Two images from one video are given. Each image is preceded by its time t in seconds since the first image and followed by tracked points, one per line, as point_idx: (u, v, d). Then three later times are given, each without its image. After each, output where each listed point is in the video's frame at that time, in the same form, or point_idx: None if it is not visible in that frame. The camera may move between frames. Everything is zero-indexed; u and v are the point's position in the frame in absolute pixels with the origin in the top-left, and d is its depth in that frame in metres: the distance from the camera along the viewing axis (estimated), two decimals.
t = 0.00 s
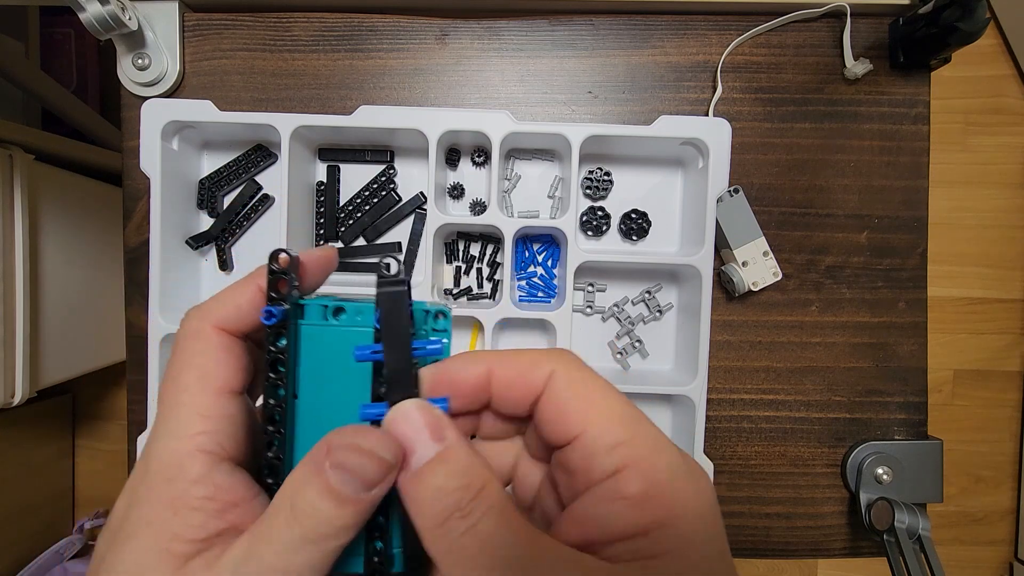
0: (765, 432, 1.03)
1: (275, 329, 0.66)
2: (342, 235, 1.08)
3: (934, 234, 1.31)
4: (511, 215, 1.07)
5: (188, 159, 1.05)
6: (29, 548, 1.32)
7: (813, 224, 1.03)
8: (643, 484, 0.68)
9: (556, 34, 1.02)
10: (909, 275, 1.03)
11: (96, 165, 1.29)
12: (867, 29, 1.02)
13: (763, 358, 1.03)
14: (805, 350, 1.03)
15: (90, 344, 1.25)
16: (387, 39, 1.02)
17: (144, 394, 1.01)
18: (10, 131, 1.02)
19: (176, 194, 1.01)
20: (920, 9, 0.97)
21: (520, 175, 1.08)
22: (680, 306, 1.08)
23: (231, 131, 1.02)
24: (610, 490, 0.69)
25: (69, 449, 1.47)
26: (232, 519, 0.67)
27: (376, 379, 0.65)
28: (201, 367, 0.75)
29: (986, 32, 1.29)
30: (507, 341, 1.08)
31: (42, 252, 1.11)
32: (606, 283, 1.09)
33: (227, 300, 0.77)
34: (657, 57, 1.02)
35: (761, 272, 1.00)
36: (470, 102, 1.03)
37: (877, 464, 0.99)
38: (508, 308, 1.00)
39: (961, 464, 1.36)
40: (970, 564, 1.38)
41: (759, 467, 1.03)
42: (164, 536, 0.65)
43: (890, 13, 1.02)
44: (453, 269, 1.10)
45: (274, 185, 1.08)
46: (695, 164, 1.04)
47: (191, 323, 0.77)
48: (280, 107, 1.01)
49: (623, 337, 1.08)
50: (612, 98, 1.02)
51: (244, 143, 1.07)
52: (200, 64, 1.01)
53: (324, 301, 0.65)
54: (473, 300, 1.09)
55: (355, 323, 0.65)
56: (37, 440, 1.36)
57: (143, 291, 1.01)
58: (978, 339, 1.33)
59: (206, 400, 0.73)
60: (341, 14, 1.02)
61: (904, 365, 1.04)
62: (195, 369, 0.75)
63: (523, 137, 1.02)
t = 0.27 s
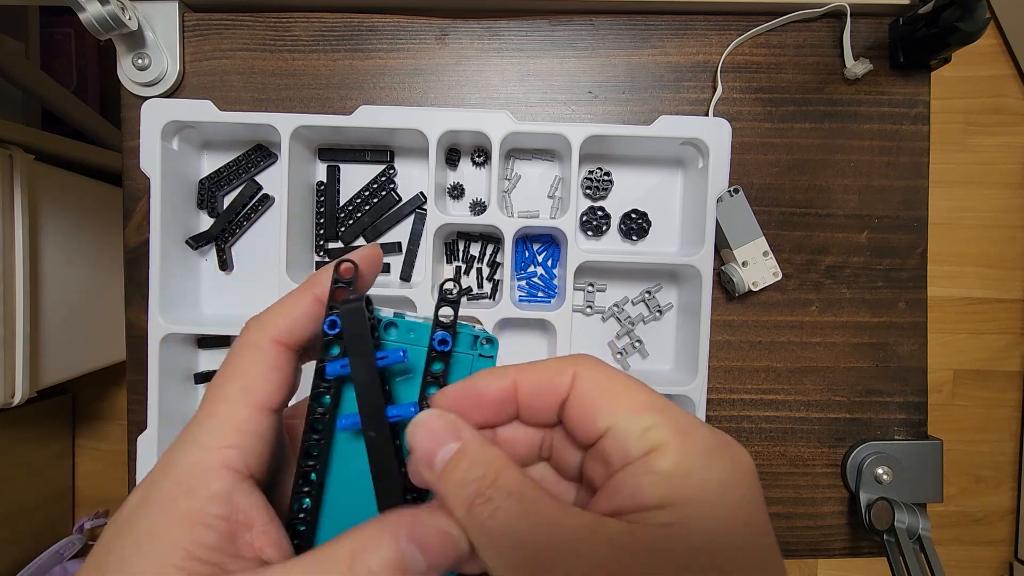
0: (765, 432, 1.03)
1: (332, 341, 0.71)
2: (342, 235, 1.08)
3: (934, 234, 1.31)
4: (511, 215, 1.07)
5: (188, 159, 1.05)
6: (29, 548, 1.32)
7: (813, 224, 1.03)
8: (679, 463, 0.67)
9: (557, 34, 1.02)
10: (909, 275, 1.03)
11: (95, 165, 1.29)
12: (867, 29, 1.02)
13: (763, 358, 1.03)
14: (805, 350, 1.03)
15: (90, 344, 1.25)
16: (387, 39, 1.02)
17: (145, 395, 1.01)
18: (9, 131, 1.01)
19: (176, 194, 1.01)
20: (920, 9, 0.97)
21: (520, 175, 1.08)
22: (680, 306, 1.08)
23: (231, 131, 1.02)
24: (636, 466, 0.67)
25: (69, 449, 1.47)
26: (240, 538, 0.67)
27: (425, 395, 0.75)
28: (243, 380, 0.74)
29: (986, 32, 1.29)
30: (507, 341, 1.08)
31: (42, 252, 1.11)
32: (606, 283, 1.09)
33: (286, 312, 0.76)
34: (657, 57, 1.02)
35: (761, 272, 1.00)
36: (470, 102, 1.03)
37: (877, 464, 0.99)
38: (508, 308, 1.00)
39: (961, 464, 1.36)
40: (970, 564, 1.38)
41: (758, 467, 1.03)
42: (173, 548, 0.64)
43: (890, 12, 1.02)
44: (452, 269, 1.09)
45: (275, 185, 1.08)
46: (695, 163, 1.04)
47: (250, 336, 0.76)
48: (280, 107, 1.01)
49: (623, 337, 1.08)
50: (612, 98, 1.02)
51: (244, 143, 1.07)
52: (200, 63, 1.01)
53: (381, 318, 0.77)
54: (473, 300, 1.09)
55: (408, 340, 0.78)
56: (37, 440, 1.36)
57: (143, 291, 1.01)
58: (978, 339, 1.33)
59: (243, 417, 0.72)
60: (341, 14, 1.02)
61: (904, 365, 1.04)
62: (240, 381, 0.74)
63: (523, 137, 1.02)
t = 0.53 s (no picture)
0: (765, 432, 1.03)
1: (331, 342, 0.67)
2: (342, 234, 1.08)
3: (935, 234, 1.31)
4: (511, 215, 1.07)
5: (188, 159, 1.05)
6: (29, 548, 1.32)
7: (813, 224, 1.03)
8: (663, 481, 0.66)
9: (557, 34, 1.02)
10: (909, 275, 1.03)
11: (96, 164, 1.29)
12: (868, 29, 1.02)
13: (763, 358, 1.03)
14: (805, 350, 1.03)
15: (90, 344, 1.25)
16: (387, 39, 1.02)
17: (145, 395, 1.01)
18: (10, 131, 1.02)
19: (176, 194, 1.01)
20: (920, 9, 0.97)
21: (520, 175, 1.08)
22: (680, 306, 1.08)
23: (231, 131, 1.02)
24: (641, 478, 0.66)
25: (69, 449, 1.47)
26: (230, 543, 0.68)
27: (426, 400, 0.66)
28: (240, 377, 0.75)
29: (986, 32, 1.29)
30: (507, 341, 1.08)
31: (42, 252, 1.11)
32: (606, 283, 1.09)
33: (285, 310, 0.76)
34: (657, 57, 1.02)
35: (761, 272, 1.00)
36: (470, 102, 1.03)
37: (877, 464, 0.99)
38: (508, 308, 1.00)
39: (960, 464, 1.36)
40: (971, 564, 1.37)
41: (758, 467, 1.03)
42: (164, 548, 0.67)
43: (890, 13, 1.02)
44: (452, 269, 1.09)
45: (275, 185, 1.08)
46: (695, 163, 1.04)
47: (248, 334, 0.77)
48: (280, 107, 1.01)
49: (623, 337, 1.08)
50: (612, 98, 1.02)
51: (244, 143, 1.07)
52: (200, 63, 1.01)
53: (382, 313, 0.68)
54: (473, 300, 1.09)
55: (410, 340, 0.68)
56: (37, 440, 1.36)
57: (144, 291, 1.01)
58: (978, 338, 1.33)
59: (239, 415, 0.73)
60: (341, 14, 1.02)
61: (904, 365, 1.04)
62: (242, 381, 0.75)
63: (523, 137, 1.02)
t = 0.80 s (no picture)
0: (765, 432, 1.03)
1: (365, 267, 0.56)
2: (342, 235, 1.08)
3: (935, 234, 1.31)
4: (511, 214, 1.07)
5: (188, 159, 1.05)
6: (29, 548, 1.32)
7: (813, 224, 1.03)
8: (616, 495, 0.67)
9: (557, 34, 1.02)
10: (909, 275, 1.03)
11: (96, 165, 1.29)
12: (868, 29, 1.01)
13: (763, 358, 1.03)
14: (805, 350, 1.03)
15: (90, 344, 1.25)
16: (387, 39, 1.02)
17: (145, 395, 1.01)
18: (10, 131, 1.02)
19: (176, 193, 1.01)
20: (920, 9, 0.97)
21: (520, 175, 1.08)
22: (680, 306, 1.08)
23: (231, 131, 1.02)
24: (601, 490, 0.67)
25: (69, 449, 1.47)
26: (167, 510, 0.57)
27: (452, 346, 0.57)
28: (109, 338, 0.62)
29: (986, 32, 1.29)
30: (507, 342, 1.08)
31: (42, 252, 1.11)
32: (606, 283, 1.09)
33: (144, 268, 0.64)
34: (657, 57, 1.02)
35: (761, 273, 1.00)
36: (470, 102, 1.03)
37: (877, 464, 0.99)
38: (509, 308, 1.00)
39: (960, 464, 1.36)
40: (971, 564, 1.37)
41: (758, 467, 1.03)
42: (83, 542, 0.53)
43: (890, 13, 1.02)
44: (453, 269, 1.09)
45: (274, 185, 1.08)
46: (695, 164, 1.04)
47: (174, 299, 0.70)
48: (280, 107, 1.01)
49: (623, 337, 1.08)
50: (612, 98, 1.02)
51: (244, 143, 1.07)
52: (200, 63, 1.01)
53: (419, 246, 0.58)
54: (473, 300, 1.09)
55: (445, 278, 0.58)
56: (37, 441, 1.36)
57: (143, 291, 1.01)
58: (978, 339, 1.33)
59: (110, 378, 0.61)
60: (341, 14, 1.02)
61: (904, 365, 1.04)
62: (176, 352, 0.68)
63: (523, 137, 1.02)
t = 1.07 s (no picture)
0: (765, 432, 1.03)
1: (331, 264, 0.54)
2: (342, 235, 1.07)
3: (935, 234, 1.31)
4: (511, 214, 1.07)
5: (188, 159, 1.05)
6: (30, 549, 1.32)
7: (813, 224, 1.03)
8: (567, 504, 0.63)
9: (557, 34, 1.02)
10: (909, 275, 1.03)
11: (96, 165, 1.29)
12: (868, 29, 1.01)
13: (763, 358, 1.03)
14: (805, 350, 1.03)
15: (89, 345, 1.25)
16: (387, 39, 1.02)
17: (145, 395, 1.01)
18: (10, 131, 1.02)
19: (176, 194, 1.01)
20: (920, 9, 0.97)
21: (520, 175, 1.08)
22: (680, 306, 1.08)
23: (231, 131, 1.02)
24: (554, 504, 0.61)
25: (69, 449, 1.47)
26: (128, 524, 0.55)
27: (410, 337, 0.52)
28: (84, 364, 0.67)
29: (986, 32, 1.29)
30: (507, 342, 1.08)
31: (42, 252, 1.11)
32: (606, 283, 1.09)
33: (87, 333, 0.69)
34: (657, 57, 1.02)
35: (761, 272, 1.00)
36: (470, 102, 1.03)
37: (877, 464, 0.99)
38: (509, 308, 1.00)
39: (960, 464, 1.36)
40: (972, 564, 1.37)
41: (758, 467, 1.03)
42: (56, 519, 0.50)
43: (890, 13, 1.02)
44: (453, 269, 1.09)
45: (275, 185, 1.08)
46: (695, 164, 1.04)
47: (108, 297, 0.72)
48: (281, 107, 1.01)
49: (623, 337, 1.08)
50: (612, 98, 1.02)
51: (244, 143, 1.07)
52: (200, 64, 1.01)
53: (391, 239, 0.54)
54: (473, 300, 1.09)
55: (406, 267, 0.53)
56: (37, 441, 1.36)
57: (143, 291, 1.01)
58: (978, 339, 1.33)
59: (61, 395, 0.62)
60: (341, 14, 1.02)
61: (904, 365, 1.03)
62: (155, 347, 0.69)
63: (523, 137, 1.02)
